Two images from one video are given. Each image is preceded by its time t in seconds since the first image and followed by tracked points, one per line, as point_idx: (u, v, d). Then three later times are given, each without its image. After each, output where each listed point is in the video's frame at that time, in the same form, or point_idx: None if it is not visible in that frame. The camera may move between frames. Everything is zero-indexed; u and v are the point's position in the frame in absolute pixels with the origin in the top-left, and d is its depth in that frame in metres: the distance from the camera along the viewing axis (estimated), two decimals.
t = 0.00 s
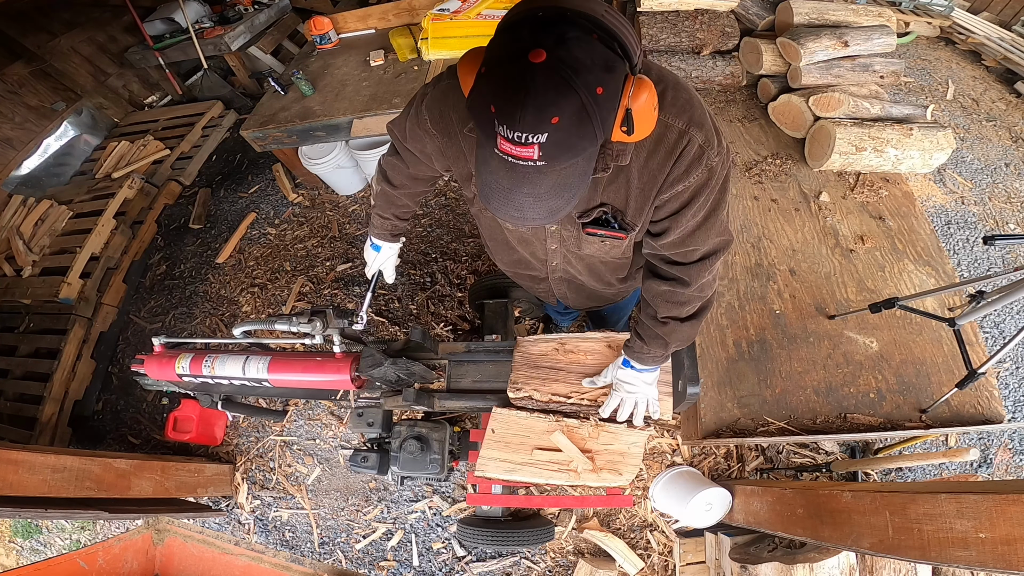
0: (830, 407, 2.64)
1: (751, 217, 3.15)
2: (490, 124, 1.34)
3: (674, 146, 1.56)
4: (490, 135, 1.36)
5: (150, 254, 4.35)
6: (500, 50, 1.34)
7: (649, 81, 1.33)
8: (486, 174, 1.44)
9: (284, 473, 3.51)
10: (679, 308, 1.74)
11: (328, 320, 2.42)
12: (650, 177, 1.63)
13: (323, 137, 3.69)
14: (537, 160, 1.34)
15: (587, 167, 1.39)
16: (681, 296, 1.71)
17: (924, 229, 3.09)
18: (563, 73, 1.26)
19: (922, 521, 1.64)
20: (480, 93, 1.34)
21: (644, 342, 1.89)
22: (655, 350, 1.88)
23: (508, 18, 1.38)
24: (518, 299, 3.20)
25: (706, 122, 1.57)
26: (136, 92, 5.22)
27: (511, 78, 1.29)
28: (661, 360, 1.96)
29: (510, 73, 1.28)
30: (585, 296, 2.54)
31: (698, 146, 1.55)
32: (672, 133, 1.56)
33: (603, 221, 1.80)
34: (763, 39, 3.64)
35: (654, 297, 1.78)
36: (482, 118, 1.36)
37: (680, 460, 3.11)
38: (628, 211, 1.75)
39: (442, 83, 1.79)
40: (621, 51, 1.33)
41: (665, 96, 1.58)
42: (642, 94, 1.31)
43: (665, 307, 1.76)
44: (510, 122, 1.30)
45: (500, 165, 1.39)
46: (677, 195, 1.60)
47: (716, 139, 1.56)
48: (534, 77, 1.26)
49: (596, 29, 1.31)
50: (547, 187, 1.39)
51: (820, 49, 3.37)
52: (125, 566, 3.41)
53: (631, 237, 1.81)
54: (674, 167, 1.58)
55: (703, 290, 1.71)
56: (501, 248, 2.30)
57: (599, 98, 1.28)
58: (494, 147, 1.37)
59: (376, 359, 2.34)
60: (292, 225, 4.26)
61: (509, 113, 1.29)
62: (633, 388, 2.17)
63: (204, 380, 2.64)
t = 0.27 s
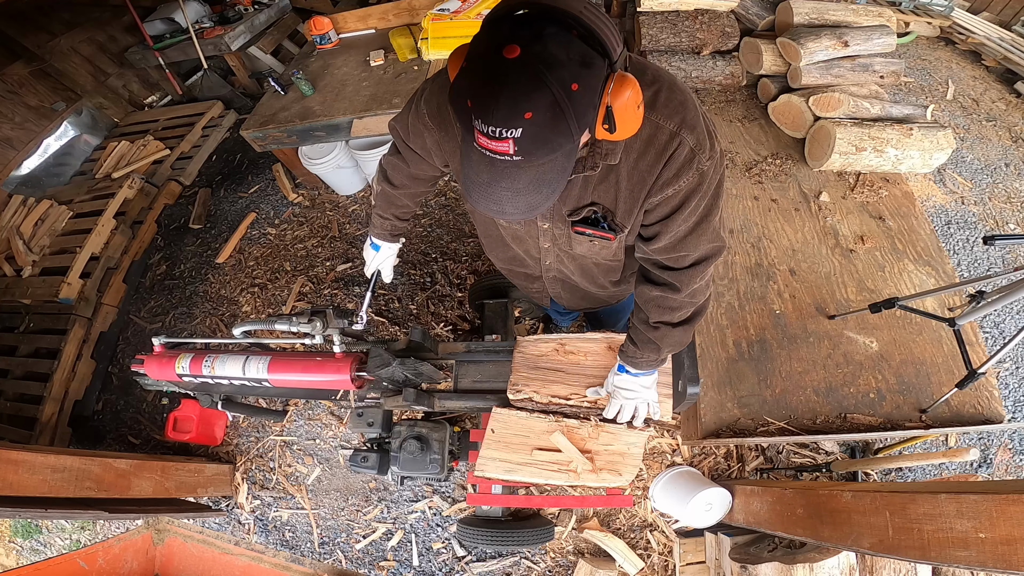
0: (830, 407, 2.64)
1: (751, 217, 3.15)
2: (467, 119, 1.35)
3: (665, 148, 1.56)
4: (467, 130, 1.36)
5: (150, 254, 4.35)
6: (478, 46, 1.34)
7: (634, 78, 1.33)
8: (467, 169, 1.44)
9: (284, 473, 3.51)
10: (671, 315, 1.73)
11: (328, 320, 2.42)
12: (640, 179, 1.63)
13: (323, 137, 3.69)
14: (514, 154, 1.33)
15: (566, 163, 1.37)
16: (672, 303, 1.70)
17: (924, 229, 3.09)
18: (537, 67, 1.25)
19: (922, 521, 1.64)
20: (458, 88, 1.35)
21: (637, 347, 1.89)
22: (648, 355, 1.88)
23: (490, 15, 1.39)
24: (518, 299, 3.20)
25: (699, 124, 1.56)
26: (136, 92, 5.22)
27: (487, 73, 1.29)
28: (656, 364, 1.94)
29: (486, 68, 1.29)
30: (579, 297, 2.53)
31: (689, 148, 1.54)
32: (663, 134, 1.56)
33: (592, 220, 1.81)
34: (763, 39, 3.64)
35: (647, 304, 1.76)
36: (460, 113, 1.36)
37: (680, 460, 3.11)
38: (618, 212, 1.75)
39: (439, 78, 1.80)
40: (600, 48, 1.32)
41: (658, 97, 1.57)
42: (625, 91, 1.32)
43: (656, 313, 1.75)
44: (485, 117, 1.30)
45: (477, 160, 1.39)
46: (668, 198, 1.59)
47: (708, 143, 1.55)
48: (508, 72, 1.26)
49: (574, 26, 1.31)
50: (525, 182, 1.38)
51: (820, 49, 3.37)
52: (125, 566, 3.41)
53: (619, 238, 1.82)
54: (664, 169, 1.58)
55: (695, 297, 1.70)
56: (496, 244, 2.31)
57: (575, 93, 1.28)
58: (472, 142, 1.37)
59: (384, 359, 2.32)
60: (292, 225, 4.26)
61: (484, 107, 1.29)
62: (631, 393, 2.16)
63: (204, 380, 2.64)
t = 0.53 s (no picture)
0: (830, 407, 2.64)
1: (751, 217, 3.15)
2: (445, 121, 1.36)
3: (656, 151, 1.55)
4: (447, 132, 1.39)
5: (150, 254, 4.35)
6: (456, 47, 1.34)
7: (617, 82, 1.33)
8: (450, 169, 1.48)
9: (284, 473, 3.52)
10: (670, 317, 1.70)
11: (328, 320, 2.42)
12: (631, 182, 1.63)
13: (323, 137, 3.69)
14: (491, 156, 1.35)
15: (545, 165, 1.39)
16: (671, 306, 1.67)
17: (924, 229, 3.09)
18: (511, 71, 1.25)
19: (922, 521, 1.64)
20: (436, 90, 1.36)
21: (636, 351, 1.85)
22: (648, 362, 1.83)
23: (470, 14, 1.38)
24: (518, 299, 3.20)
25: (691, 128, 1.55)
26: (136, 92, 5.22)
27: (462, 76, 1.30)
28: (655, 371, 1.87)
29: (461, 71, 1.29)
30: (575, 296, 2.53)
31: (680, 152, 1.53)
32: (654, 138, 1.56)
33: (584, 222, 1.81)
34: (763, 39, 3.64)
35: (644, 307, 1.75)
36: (439, 115, 1.38)
37: (680, 460, 3.11)
38: (611, 213, 1.75)
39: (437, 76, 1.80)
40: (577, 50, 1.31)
41: (651, 100, 1.57)
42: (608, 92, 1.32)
43: (654, 317, 1.72)
44: (462, 120, 1.31)
45: (458, 161, 1.42)
46: (661, 202, 1.57)
47: (701, 147, 1.54)
48: (482, 76, 1.27)
49: (551, 28, 1.30)
50: (505, 184, 1.41)
51: (820, 49, 3.37)
52: (125, 566, 3.41)
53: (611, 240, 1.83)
54: (655, 173, 1.57)
55: (694, 302, 1.64)
56: (491, 242, 2.32)
57: (550, 97, 1.28)
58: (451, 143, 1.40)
59: (392, 360, 2.32)
60: (292, 225, 4.26)
61: (460, 111, 1.31)
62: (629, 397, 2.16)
63: (204, 380, 2.64)
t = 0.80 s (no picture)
0: (830, 407, 2.64)
1: (751, 217, 3.15)
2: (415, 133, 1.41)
3: (643, 165, 1.55)
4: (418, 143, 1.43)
5: (150, 254, 4.35)
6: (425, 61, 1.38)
7: (589, 91, 1.35)
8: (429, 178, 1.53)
9: (284, 473, 3.52)
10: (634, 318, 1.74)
11: (327, 320, 2.42)
12: (619, 193, 1.63)
13: (323, 137, 3.69)
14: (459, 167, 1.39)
15: (516, 175, 1.41)
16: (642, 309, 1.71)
17: (924, 229, 3.09)
18: (470, 84, 1.27)
19: (922, 521, 1.64)
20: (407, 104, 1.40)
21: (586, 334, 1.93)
22: (594, 349, 1.91)
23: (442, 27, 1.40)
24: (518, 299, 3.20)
25: (682, 142, 1.53)
26: (136, 92, 5.22)
27: (424, 90, 1.33)
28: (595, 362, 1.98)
29: (424, 85, 1.33)
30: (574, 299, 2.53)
31: (668, 167, 1.52)
32: (642, 151, 1.55)
33: (574, 230, 1.81)
34: (763, 39, 3.64)
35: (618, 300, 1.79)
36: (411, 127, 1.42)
37: (680, 460, 3.11)
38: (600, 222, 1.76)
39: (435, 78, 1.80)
40: (540, 62, 1.31)
41: (643, 112, 1.56)
42: (580, 102, 1.33)
43: (622, 312, 1.77)
44: (427, 133, 1.35)
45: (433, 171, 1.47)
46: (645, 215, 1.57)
47: (691, 163, 1.52)
48: (442, 90, 1.29)
49: (513, 40, 1.30)
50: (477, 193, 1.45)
51: (820, 49, 3.37)
52: (125, 566, 3.41)
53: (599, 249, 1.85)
54: (642, 186, 1.56)
55: (660, 307, 1.70)
56: (492, 240, 2.34)
57: (511, 109, 1.29)
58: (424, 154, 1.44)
59: (400, 359, 2.31)
60: (292, 225, 4.26)
61: (424, 124, 1.34)
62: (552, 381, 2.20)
63: (204, 380, 2.64)
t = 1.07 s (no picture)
0: (830, 407, 2.64)
1: (751, 217, 3.15)
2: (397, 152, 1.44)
3: (624, 188, 1.54)
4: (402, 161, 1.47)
5: (150, 254, 4.35)
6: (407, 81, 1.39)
7: (571, 110, 1.31)
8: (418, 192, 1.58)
9: (284, 473, 3.52)
10: (604, 349, 1.78)
11: (328, 320, 2.42)
12: (598, 214, 1.64)
13: (323, 137, 3.69)
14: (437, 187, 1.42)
15: (494, 196, 1.41)
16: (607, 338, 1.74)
17: (924, 229, 3.09)
18: (439, 109, 1.28)
19: (922, 521, 1.64)
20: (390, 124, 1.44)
21: (563, 364, 1.94)
22: (569, 376, 1.93)
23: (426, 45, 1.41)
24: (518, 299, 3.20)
25: (667, 169, 1.52)
26: (136, 92, 5.22)
27: (399, 112, 1.35)
28: (571, 386, 2.01)
29: (399, 107, 1.34)
30: (573, 295, 2.58)
31: (647, 194, 1.52)
32: (626, 174, 1.54)
33: (555, 241, 1.87)
34: (763, 39, 3.64)
35: (588, 333, 1.82)
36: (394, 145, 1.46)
37: (680, 460, 3.11)
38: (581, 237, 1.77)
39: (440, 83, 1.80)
40: (513, 85, 1.29)
41: (633, 134, 1.54)
42: (560, 122, 1.30)
43: (590, 342, 1.80)
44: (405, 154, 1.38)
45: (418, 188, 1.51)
46: (619, 239, 1.59)
47: (672, 191, 1.52)
48: (414, 114, 1.31)
49: (485, 63, 1.28)
50: (459, 211, 1.49)
51: (820, 49, 3.37)
52: (125, 566, 3.41)
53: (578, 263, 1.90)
54: (619, 210, 1.57)
55: (626, 341, 1.74)
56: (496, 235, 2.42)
57: (481, 133, 1.28)
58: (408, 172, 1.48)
59: (408, 360, 2.32)
60: (292, 225, 4.26)
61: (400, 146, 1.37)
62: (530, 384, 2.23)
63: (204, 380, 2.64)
